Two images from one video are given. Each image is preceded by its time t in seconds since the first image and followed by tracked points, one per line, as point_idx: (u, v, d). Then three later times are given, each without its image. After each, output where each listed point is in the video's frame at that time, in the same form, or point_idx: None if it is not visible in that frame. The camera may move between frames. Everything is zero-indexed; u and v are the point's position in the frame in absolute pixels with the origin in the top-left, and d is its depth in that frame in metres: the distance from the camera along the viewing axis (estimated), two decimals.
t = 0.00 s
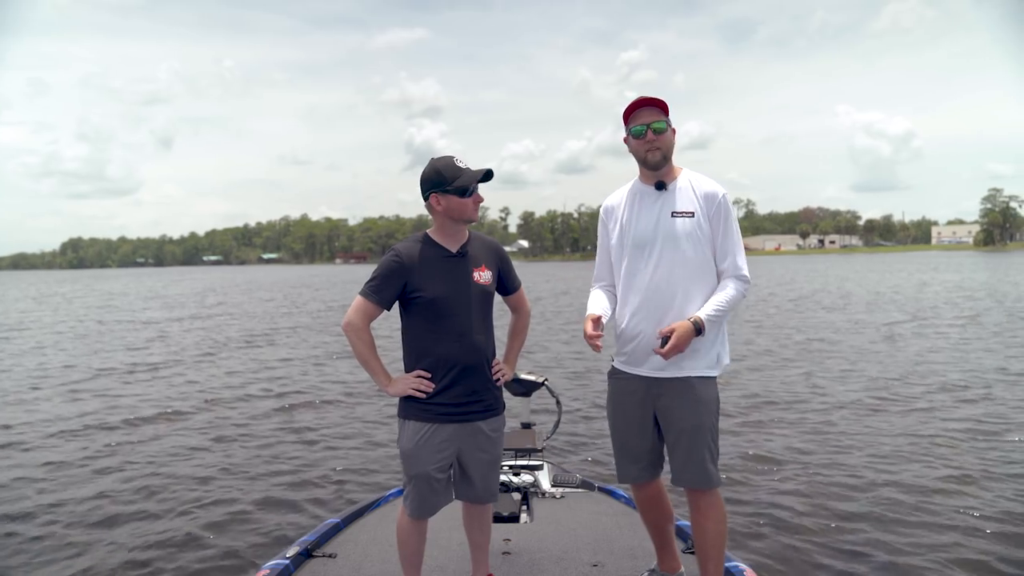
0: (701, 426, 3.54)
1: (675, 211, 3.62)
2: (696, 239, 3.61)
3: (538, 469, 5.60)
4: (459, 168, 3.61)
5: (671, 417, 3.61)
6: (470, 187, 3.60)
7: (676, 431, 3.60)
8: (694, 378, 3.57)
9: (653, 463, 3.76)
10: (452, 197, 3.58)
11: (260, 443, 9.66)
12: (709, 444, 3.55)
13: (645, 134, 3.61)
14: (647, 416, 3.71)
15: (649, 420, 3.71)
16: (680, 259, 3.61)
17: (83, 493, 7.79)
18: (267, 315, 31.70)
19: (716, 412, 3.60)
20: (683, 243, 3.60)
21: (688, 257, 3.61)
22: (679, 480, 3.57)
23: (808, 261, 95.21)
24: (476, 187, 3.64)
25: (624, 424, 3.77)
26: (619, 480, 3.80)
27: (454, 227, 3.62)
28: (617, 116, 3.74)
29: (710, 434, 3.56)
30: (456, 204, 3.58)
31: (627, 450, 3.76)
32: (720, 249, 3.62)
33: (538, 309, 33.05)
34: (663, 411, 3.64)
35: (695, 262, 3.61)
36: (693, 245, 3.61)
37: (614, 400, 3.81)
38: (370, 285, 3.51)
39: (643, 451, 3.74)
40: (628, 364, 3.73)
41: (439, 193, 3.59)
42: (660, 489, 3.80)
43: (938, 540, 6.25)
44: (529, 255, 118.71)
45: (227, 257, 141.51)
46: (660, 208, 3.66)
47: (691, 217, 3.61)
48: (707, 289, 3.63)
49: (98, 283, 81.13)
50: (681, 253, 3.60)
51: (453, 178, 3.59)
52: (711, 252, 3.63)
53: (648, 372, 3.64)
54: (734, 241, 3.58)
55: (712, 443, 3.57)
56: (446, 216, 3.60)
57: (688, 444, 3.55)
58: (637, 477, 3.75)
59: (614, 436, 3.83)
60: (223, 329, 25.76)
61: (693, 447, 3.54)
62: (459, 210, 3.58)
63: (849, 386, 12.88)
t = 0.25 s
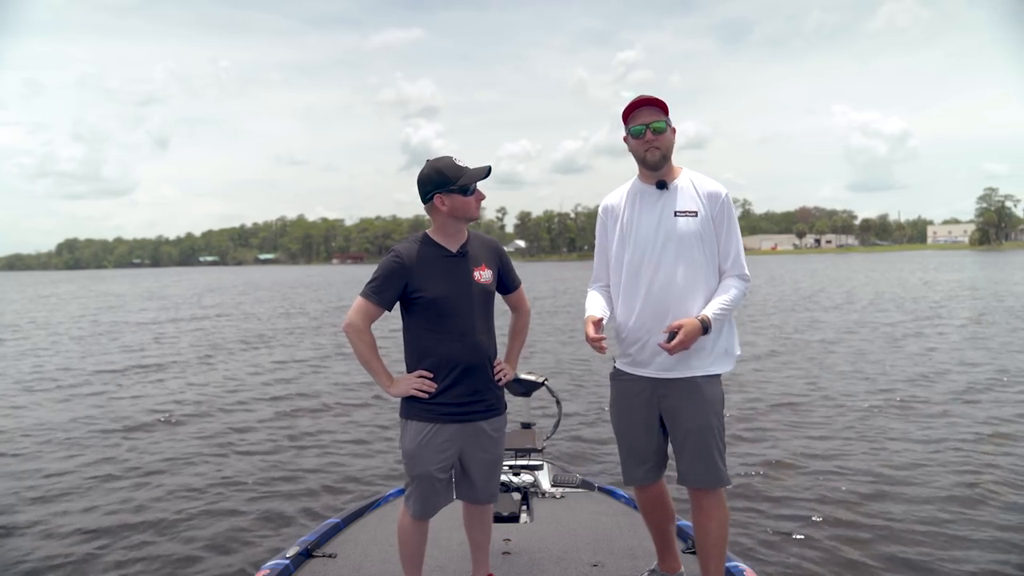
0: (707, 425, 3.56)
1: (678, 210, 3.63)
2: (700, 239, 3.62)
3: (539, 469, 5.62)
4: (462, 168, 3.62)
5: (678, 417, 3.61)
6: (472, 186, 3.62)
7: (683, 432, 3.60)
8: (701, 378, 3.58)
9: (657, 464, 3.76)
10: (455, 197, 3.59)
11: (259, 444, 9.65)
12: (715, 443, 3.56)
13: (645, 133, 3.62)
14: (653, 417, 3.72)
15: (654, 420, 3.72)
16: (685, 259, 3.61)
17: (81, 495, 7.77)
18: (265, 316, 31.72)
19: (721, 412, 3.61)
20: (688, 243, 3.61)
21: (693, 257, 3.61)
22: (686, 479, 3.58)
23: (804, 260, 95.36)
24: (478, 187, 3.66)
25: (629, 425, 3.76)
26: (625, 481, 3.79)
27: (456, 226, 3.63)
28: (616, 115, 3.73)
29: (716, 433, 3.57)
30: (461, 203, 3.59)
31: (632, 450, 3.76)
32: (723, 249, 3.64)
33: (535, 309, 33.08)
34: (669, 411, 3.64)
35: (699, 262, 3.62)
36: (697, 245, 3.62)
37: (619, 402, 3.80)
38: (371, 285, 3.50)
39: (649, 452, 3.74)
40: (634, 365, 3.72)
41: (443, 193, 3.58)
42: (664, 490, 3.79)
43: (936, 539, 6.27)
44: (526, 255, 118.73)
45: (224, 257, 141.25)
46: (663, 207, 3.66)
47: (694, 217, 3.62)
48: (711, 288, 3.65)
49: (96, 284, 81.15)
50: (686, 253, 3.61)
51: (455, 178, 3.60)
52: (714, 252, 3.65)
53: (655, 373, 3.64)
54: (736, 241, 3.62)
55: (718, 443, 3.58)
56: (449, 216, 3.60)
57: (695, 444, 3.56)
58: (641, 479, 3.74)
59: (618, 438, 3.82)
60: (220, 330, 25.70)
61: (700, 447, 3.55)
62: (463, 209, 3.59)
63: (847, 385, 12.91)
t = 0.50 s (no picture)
0: (703, 426, 3.56)
1: (677, 211, 3.64)
2: (700, 240, 3.63)
3: (538, 469, 5.61)
4: (462, 170, 3.61)
5: (674, 417, 3.62)
6: (472, 187, 3.62)
7: (678, 432, 3.61)
8: (696, 379, 3.58)
9: (654, 464, 3.76)
10: (456, 198, 3.59)
11: (258, 445, 9.65)
12: (711, 444, 3.57)
13: (641, 134, 3.63)
14: (649, 417, 3.71)
15: (651, 420, 3.72)
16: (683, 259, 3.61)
17: (79, 498, 7.76)
18: (263, 317, 31.73)
19: (717, 413, 3.62)
20: (687, 243, 3.60)
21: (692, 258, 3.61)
22: (682, 479, 3.58)
23: (801, 259, 95.49)
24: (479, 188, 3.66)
25: (626, 425, 3.77)
26: (622, 481, 3.79)
27: (456, 227, 3.63)
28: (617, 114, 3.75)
29: (711, 434, 3.58)
30: (461, 204, 3.59)
31: (629, 450, 3.76)
32: (722, 250, 3.64)
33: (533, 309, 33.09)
34: (666, 411, 3.64)
35: (698, 262, 3.63)
36: (696, 245, 3.62)
37: (616, 402, 3.80)
38: (371, 285, 3.51)
39: (645, 451, 3.74)
40: (633, 365, 3.71)
41: (443, 193, 3.58)
42: (663, 489, 3.80)
43: (936, 539, 6.28)
44: (524, 255, 118.75)
45: (220, 258, 141.02)
46: (662, 208, 3.67)
47: (693, 218, 3.62)
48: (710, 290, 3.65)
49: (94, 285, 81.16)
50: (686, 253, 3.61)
51: (456, 178, 3.59)
52: (715, 253, 3.65)
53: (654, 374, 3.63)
54: (737, 242, 3.62)
55: (713, 443, 3.59)
56: (449, 216, 3.60)
57: (690, 444, 3.57)
58: (639, 478, 3.75)
59: (615, 438, 3.83)
60: (218, 331, 25.65)
61: (696, 447, 3.55)
62: (464, 210, 3.59)
63: (846, 384, 12.94)
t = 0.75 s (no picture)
0: (695, 426, 3.56)
1: (672, 211, 3.63)
2: (695, 241, 3.61)
3: (538, 469, 5.60)
4: (463, 169, 3.61)
5: (668, 417, 3.62)
6: (473, 186, 3.61)
7: (672, 432, 3.61)
8: (688, 379, 3.58)
9: (650, 463, 3.76)
10: (457, 198, 3.58)
11: (257, 445, 9.64)
12: (704, 444, 3.57)
13: (633, 135, 3.66)
14: (643, 416, 3.72)
15: (645, 419, 3.73)
16: (675, 260, 3.61)
17: (78, 498, 7.74)
18: (261, 317, 31.71)
19: (711, 412, 3.62)
20: (679, 244, 3.60)
21: (683, 259, 3.61)
22: (674, 479, 3.58)
23: (798, 259, 95.60)
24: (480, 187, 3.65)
25: (622, 423, 3.78)
26: (619, 478, 3.81)
27: (457, 227, 3.62)
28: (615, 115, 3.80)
29: (703, 434, 3.58)
30: (462, 204, 3.59)
31: (625, 448, 3.78)
32: (719, 252, 3.60)
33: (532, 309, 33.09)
34: (659, 411, 3.65)
35: (692, 263, 3.62)
36: (690, 247, 3.60)
37: (611, 401, 3.82)
38: (372, 285, 3.51)
39: (640, 449, 3.75)
40: (622, 363, 3.76)
41: (444, 193, 3.57)
42: (662, 487, 3.80)
43: (935, 538, 6.29)
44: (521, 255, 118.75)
45: (218, 258, 140.83)
46: (657, 208, 3.68)
47: (686, 219, 3.60)
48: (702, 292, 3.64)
49: (91, 285, 81.10)
50: (677, 255, 3.61)
51: (457, 178, 3.59)
52: (711, 254, 3.62)
53: (642, 373, 3.67)
54: (733, 244, 3.56)
55: (705, 444, 3.58)
56: (450, 216, 3.60)
57: (684, 444, 3.56)
58: (635, 476, 3.76)
59: (612, 436, 3.84)
60: (216, 332, 25.62)
61: (689, 447, 3.55)
62: (464, 210, 3.59)
63: (844, 384, 12.97)
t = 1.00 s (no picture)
0: (691, 426, 3.56)
1: (671, 211, 3.63)
2: (693, 241, 3.60)
3: (538, 470, 5.59)
4: (466, 170, 3.59)
5: (664, 417, 3.62)
6: (476, 186, 3.61)
7: (668, 433, 3.61)
8: (684, 380, 3.58)
9: (647, 462, 3.77)
10: (460, 198, 3.58)
11: (257, 444, 9.64)
12: (699, 445, 3.57)
13: (634, 138, 3.67)
14: (640, 415, 3.73)
15: (642, 419, 3.73)
16: (673, 259, 3.61)
17: (77, 497, 7.74)
18: (259, 316, 31.69)
19: (708, 412, 3.62)
20: (677, 243, 3.60)
21: (680, 259, 3.61)
22: (669, 479, 3.58)
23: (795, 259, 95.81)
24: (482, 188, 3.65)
25: (619, 421, 3.79)
26: (618, 477, 3.81)
27: (459, 227, 3.62)
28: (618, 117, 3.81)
29: (698, 434, 3.57)
30: (464, 204, 3.58)
31: (622, 447, 3.78)
32: (716, 252, 3.56)
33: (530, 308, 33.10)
34: (654, 410, 3.65)
35: (690, 264, 3.62)
36: (687, 246, 3.60)
37: (610, 399, 3.83)
38: (374, 285, 3.51)
39: (637, 448, 3.75)
40: (620, 362, 3.78)
41: (447, 193, 3.57)
42: (660, 486, 3.80)
43: (935, 537, 6.31)
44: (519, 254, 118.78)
45: (215, 257, 140.63)
46: (659, 208, 3.69)
47: (685, 218, 3.59)
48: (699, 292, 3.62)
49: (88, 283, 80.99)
50: (675, 255, 3.61)
51: (460, 178, 3.58)
52: (709, 254, 3.59)
53: (637, 372, 3.69)
54: (731, 244, 3.52)
55: (700, 444, 3.58)
56: (452, 216, 3.60)
57: (679, 444, 3.57)
58: (633, 475, 3.77)
59: (610, 434, 3.85)
60: (214, 331, 25.58)
61: (684, 449, 3.55)
62: (467, 211, 3.59)
63: (843, 384, 12.99)
